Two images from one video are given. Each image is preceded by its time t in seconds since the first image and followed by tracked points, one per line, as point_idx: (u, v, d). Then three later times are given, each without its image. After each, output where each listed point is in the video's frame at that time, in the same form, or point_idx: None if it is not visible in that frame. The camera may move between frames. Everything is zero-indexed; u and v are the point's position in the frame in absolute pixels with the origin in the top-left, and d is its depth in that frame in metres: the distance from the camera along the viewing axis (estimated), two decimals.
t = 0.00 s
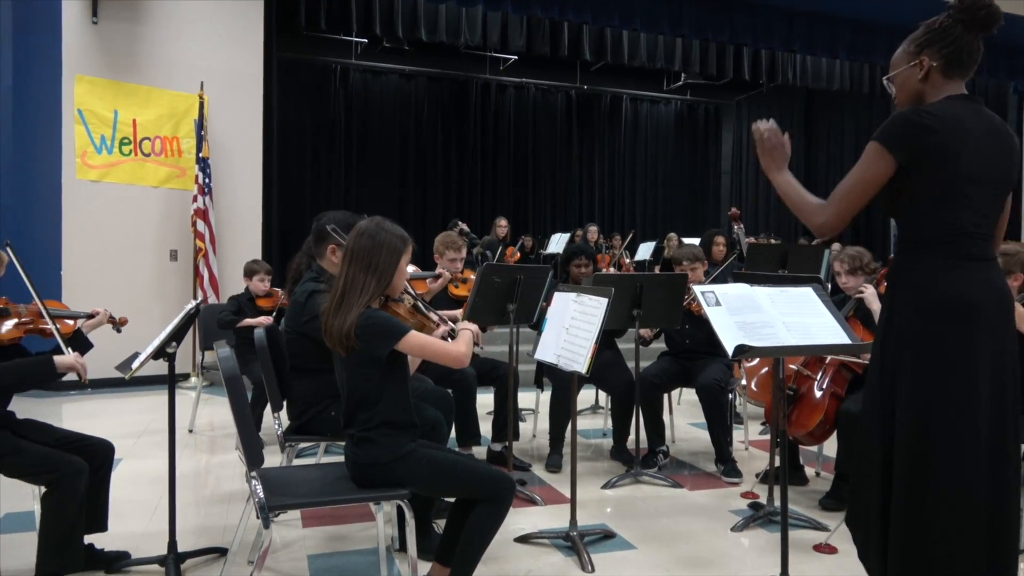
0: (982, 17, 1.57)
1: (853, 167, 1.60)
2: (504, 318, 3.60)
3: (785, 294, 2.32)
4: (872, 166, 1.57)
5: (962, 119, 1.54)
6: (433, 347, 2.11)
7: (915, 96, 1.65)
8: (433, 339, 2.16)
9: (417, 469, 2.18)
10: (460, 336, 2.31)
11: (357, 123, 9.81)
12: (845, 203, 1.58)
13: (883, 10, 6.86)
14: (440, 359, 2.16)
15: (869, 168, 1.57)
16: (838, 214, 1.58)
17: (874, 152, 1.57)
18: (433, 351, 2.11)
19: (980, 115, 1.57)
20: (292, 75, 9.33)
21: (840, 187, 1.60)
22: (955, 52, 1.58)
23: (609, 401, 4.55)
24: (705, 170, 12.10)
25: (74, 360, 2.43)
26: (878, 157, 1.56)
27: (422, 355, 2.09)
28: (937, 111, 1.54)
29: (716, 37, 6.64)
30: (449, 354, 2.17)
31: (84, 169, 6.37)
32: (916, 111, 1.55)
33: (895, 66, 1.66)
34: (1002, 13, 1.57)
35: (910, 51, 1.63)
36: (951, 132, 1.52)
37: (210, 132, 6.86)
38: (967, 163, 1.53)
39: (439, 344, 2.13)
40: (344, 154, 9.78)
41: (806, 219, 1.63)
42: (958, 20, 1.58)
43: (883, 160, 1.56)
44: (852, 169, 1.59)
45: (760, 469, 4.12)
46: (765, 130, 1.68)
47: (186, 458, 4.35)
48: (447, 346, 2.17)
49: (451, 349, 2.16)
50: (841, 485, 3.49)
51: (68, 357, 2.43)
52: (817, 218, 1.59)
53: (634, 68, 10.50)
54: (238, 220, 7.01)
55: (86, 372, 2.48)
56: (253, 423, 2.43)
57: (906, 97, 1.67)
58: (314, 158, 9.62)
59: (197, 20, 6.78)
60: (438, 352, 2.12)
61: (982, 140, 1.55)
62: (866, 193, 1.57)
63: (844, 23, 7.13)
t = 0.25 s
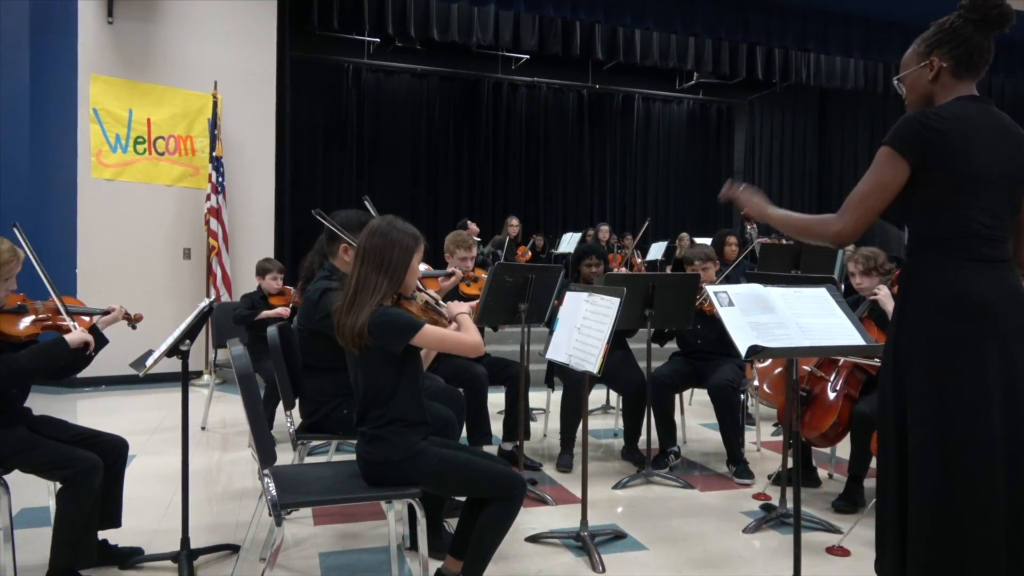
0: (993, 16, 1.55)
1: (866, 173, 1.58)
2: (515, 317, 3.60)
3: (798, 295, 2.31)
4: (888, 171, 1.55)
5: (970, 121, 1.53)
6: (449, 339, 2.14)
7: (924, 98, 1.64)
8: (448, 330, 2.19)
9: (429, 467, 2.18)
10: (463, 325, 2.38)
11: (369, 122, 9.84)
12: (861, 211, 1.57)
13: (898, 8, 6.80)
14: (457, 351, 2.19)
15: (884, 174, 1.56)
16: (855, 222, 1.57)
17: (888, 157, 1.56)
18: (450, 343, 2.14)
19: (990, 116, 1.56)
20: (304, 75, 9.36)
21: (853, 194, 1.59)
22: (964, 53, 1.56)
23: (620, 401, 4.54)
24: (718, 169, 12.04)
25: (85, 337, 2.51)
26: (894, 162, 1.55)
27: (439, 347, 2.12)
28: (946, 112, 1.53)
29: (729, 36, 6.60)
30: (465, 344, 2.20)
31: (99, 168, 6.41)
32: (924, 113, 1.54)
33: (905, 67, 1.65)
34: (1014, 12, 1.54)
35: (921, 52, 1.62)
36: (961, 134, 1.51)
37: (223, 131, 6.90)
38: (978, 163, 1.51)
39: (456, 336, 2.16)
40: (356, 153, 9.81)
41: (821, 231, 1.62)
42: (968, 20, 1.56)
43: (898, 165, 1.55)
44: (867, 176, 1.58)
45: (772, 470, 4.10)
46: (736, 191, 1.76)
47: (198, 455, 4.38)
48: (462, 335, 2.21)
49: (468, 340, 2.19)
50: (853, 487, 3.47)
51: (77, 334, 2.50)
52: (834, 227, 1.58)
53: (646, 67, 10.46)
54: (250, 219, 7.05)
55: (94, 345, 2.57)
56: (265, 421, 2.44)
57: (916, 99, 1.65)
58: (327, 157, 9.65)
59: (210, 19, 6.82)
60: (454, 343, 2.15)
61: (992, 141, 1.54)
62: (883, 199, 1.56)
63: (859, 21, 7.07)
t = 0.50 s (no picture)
0: (1001, 22, 1.54)
1: (878, 181, 1.57)
2: (523, 317, 3.61)
3: (808, 297, 2.30)
4: (899, 178, 1.54)
5: (982, 128, 1.52)
6: (453, 347, 2.11)
7: (935, 107, 1.62)
8: (452, 338, 2.17)
9: (434, 467, 2.19)
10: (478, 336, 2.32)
11: (379, 121, 9.86)
12: (874, 219, 1.56)
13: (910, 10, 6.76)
14: (460, 360, 2.16)
15: (895, 181, 1.55)
16: (869, 230, 1.57)
17: (899, 164, 1.54)
18: (453, 352, 2.11)
19: (1002, 123, 1.54)
20: (314, 73, 9.39)
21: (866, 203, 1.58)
22: (973, 60, 1.55)
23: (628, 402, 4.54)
24: (727, 170, 12.01)
25: (100, 352, 2.51)
26: (904, 169, 1.53)
27: (443, 354, 2.10)
28: (957, 120, 1.53)
29: (740, 36, 6.56)
30: (470, 355, 2.17)
31: (110, 165, 6.45)
32: (934, 121, 1.54)
33: (914, 77, 1.65)
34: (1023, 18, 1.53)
35: (929, 61, 1.62)
36: (972, 141, 1.51)
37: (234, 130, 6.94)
38: (991, 169, 1.51)
39: (459, 345, 2.13)
40: (366, 152, 9.83)
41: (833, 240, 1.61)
42: (975, 28, 1.55)
43: (908, 173, 1.53)
44: (878, 183, 1.57)
45: (780, 472, 4.08)
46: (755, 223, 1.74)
47: (206, 452, 4.40)
48: (467, 345, 2.18)
49: (472, 350, 2.16)
50: (862, 491, 3.45)
51: (92, 348, 2.50)
52: (848, 236, 1.57)
53: (656, 67, 10.45)
54: (260, 217, 7.07)
55: (108, 362, 2.57)
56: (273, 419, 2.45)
57: (927, 108, 1.64)
58: (336, 156, 9.68)
59: (222, 18, 6.85)
60: (457, 352, 2.13)
61: (1004, 148, 1.53)
62: (895, 207, 1.55)
63: (870, 22, 7.04)
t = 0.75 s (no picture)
0: (1017, 16, 1.51)
1: (889, 180, 1.59)
2: (532, 317, 3.60)
3: (819, 297, 2.29)
4: (908, 178, 1.55)
5: (998, 126, 1.50)
6: (461, 345, 2.12)
7: (951, 102, 1.62)
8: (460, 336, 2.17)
9: (444, 466, 2.19)
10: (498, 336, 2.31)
11: (388, 121, 9.88)
12: (883, 218, 1.59)
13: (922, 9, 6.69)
14: (468, 359, 2.16)
15: (905, 180, 1.56)
16: (877, 229, 1.59)
17: (909, 163, 1.55)
18: (460, 351, 2.12)
19: (1018, 120, 1.53)
20: (323, 74, 9.42)
21: (879, 202, 1.61)
22: (988, 55, 1.53)
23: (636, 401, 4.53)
24: (737, 170, 11.96)
25: (115, 354, 2.53)
26: (913, 168, 1.54)
27: (449, 353, 2.10)
28: (971, 116, 1.51)
29: (750, 35, 6.54)
30: (478, 353, 2.17)
31: (121, 165, 6.49)
32: (948, 117, 1.53)
33: (929, 71, 1.64)
34: None
35: (944, 56, 1.61)
36: (987, 139, 1.49)
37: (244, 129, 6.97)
38: (1006, 169, 1.49)
39: (467, 345, 2.13)
40: (374, 151, 9.85)
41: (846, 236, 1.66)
42: (991, 22, 1.54)
43: (918, 171, 1.54)
44: (889, 183, 1.59)
45: (790, 473, 4.07)
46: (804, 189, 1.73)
47: (216, 450, 4.42)
48: (476, 345, 2.18)
49: (480, 349, 2.16)
50: (872, 492, 3.43)
51: (108, 351, 2.53)
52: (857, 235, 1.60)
53: (665, 67, 10.42)
54: (270, 217, 7.10)
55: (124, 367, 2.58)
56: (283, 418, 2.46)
57: (943, 103, 1.64)
58: (345, 155, 9.70)
59: (232, 18, 6.88)
60: (465, 351, 2.13)
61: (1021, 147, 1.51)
62: (904, 206, 1.56)
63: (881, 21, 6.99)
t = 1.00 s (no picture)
0: None
1: (894, 170, 1.58)
2: (540, 317, 3.60)
3: (829, 297, 2.28)
4: (914, 168, 1.55)
5: (1010, 123, 1.49)
6: (474, 341, 2.14)
7: (961, 97, 1.61)
8: (474, 331, 2.19)
9: (453, 466, 2.19)
10: (493, 326, 2.32)
11: (395, 121, 9.89)
12: (884, 207, 1.57)
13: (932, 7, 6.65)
14: (482, 353, 2.19)
15: (909, 170, 1.55)
16: (877, 217, 1.57)
17: (915, 154, 1.55)
18: (475, 345, 2.14)
19: None
20: (331, 74, 9.44)
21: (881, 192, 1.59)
22: (999, 49, 1.53)
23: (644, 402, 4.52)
24: (745, 169, 11.92)
25: (123, 333, 2.54)
26: (919, 158, 1.54)
27: (464, 348, 2.13)
28: (982, 111, 1.50)
29: (758, 34, 6.51)
30: (491, 346, 2.20)
31: (130, 166, 6.51)
32: (958, 111, 1.52)
33: (939, 67, 1.63)
34: None
35: (954, 51, 1.60)
36: (999, 135, 1.48)
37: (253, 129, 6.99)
38: (1018, 166, 1.48)
39: (481, 338, 2.15)
40: (382, 151, 9.87)
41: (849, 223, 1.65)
42: (1002, 17, 1.53)
43: (923, 162, 1.54)
44: (893, 173, 1.59)
45: (799, 474, 4.05)
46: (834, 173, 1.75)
47: (225, 449, 4.44)
48: (489, 337, 2.21)
49: (494, 342, 2.19)
50: (882, 493, 3.42)
51: (116, 330, 2.54)
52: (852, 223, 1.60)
53: (673, 66, 10.40)
54: (278, 217, 7.13)
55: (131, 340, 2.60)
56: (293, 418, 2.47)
57: (953, 98, 1.63)
58: (353, 156, 9.72)
59: (240, 19, 6.90)
60: (480, 346, 2.15)
61: None
62: (906, 196, 1.55)
63: (890, 20, 6.95)
